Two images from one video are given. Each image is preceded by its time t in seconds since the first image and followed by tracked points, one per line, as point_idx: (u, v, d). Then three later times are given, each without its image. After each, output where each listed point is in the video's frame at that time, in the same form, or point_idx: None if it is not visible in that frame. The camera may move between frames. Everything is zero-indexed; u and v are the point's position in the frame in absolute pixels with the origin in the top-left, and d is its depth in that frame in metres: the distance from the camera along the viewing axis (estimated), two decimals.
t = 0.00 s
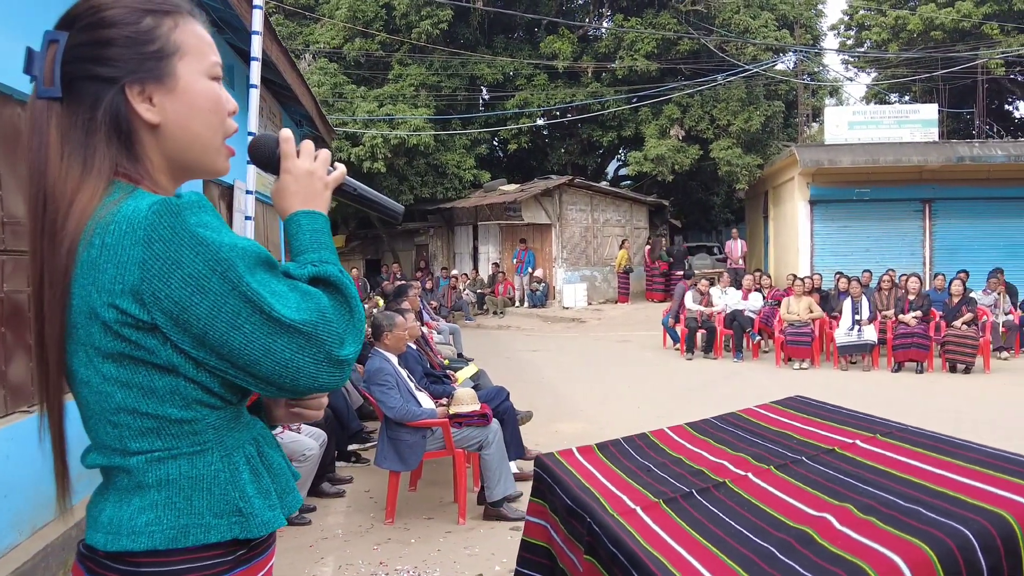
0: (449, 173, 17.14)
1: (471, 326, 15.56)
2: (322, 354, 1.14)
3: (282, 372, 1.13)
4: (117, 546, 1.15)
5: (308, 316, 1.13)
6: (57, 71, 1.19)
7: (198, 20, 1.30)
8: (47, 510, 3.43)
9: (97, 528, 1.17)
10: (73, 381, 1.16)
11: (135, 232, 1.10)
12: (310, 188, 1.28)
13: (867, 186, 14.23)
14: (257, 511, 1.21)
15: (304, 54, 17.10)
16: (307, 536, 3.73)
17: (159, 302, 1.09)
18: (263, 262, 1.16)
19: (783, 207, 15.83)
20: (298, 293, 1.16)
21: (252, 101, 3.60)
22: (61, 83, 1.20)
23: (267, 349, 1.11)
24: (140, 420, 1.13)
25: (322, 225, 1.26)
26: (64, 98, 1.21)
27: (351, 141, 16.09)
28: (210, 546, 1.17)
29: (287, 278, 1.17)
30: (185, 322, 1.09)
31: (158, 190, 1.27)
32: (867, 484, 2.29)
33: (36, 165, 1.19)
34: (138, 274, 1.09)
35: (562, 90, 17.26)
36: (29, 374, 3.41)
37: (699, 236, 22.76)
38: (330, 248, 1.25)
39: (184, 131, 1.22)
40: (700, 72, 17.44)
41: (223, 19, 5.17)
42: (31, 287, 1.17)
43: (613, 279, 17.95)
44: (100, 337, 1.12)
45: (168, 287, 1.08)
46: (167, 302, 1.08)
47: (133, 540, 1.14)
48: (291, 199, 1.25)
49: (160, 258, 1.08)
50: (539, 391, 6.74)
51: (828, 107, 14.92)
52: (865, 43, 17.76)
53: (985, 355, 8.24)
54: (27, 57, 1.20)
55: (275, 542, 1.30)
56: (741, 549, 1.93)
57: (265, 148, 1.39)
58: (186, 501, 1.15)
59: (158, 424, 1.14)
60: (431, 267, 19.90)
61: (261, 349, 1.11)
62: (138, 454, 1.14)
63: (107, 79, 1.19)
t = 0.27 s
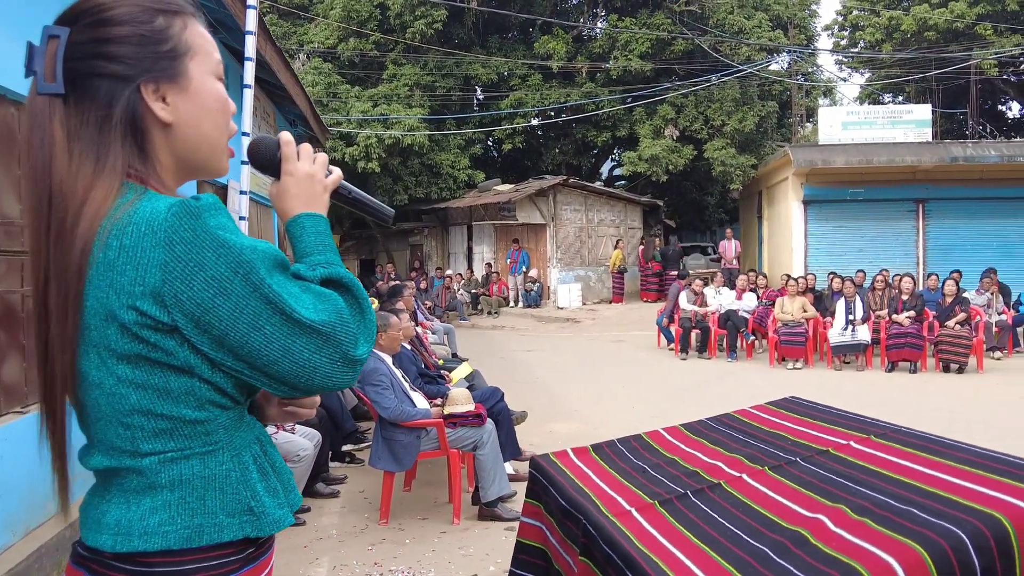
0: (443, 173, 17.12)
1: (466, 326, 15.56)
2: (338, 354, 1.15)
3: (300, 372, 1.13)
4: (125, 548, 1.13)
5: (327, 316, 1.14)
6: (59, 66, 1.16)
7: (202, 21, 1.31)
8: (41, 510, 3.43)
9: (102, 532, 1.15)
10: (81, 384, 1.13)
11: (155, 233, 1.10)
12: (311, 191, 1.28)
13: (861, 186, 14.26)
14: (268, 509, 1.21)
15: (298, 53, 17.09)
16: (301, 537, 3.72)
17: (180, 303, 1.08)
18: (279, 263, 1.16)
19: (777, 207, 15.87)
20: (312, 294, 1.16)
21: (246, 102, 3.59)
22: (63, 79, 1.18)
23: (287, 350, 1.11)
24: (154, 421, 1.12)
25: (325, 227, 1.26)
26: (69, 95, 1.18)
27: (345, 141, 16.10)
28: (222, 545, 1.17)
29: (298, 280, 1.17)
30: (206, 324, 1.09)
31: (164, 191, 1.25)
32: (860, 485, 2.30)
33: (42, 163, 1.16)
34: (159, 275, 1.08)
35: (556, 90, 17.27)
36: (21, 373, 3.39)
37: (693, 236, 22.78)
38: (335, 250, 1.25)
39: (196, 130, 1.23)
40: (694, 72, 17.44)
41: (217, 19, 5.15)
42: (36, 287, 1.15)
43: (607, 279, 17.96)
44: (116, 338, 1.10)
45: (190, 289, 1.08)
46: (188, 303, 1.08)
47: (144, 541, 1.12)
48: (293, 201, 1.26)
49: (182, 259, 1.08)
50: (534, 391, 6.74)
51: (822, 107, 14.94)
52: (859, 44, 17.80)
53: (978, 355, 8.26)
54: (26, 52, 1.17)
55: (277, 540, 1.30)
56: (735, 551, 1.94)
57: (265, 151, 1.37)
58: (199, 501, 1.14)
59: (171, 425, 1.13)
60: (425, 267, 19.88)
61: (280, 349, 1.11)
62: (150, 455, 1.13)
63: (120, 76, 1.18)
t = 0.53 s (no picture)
0: (438, 173, 17.11)
1: (460, 326, 15.56)
2: (352, 349, 1.16)
3: (318, 369, 1.14)
4: (135, 551, 1.10)
5: (347, 313, 1.16)
6: (68, 62, 1.12)
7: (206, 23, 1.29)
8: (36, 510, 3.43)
9: (105, 536, 1.11)
10: (93, 388, 1.08)
11: (181, 231, 1.09)
12: (301, 193, 1.29)
13: (856, 187, 14.28)
14: (276, 506, 1.21)
15: (293, 53, 17.09)
16: (296, 538, 3.72)
17: (209, 304, 1.08)
18: (297, 262, 1.16)
19: (771, 207, 15.90)
20: (326, 292, 1.17)
21: (240, 101, 3.58)
22: (72, 74, 1.12)
23: (310, 347, 1.12)
24: (172, 421, 1.10)
25: (317, 227, 1.27)
26: (78, 90, 1.13)
27: (339, 141, 16.11)
28: (232, 544, 1.16)
29: (308, 278, 1.17)
30: (233, 323, 1.09)
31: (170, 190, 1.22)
32: (857, 487, 2.30)
33: (53, 160, 1.10)
34: (188, 275, 1.07)
35: (551, 90, 17.27)
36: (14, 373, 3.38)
37: (688, 236, 22.79)
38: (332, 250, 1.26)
39: (209, 131, 1.23)
40: (689, 72, 17.47)
41: (211, 19, 5.13)
42: (43, 289, 1.07)
43: (602, 279, 17.96)
44: (137, 337, 1.08)
45: (219, 287, 1.07)
46: (216, 301, 1.07)
47: (156, 542, 1.11)
48: (284, 202, 1.25)
49: (210, 258, 1.07)
50: (529, 391, 6.74)
51: (817, 107, 14.95)
52: (853, 44, 17.86)
53: (972, 354, 8.29)
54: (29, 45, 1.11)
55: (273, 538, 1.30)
56: (733, 553, 1.93)
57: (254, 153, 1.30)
58: (213, 498, 1.13)
59: (188, 424, 1.11)
60: (420, 267, 19.87)
61: (302, 346, 1.12)
62: (164, 455, 1.11)
63: (142, 74, 1.15)
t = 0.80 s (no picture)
0: (433, 173, 17.10)
1: (456, 326, 15.56)
2: (353, 352, 1.16)
3: (322, 372, 1.14)
4: (136, 555, 1.09)
5: (350, 316, 1.17)
6: (70, 57, 1.10)
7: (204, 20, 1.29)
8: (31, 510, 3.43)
9: (105, 540, 1.10)
10: (102, 394, 1.06)
11: (192, 236, 1.08)
12: (289, 196, 1.29)
13: (851, 186, 14.29)
14: (275, 508, 1.21)
15: (288, 53, 17.08)
16: (291, 538, 3.72)
17: (220, 308, 1.07)
18: (301, 265, 1.16)
19: (766, 207, 15.92)
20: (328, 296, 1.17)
21: (235, 101, 3.56)
22: (75, 69, 1.11)
23: (316, 351, 1.12)
24: (175, 425, 1.09)
25: (306, 229, 1.27)
26: (80, 85, 1.12)
27: (335, 141, 16.11)
28: (231, 547, 1.16)
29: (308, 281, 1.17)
30: (242, 327, 1.09)
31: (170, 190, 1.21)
32: (855, 488, 2.31)
33: (60, 159, 1.08)
34: (199, 279, 1.07)
35: (547, 90, 17.27)
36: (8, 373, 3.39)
37: (684, 236, 22.80)
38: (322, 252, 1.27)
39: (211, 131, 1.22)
40: (684, 72, 17.48)
41: (206, 18, 5.12)
42: (47, 292, 1.04)
43: (598, 279, 17.97)
44: (143, 341, 1.06)
45: (230, 292, 1.07)
46: (227, 306, 1.07)
47: (157, 546, 1.10)
48: (273, 205, 1.25)
49: (222, 262, 1.07)
50: (525, 391, 6.74)
51: (812, 107, 14.96)
52: (848, 44, 17.89)
53: (967, 354, 8.30)
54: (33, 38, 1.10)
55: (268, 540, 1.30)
56: (730, 555, 1.93)
57: (237, 155, 1.28)
58: (215, 501, 1.13)
59: (191, 428, 1.11)
60: (416, 267, 19.86)
61: (308, 350, 1.12)
62: (167, 459, 1.10)
63: (147, 73, 1.13)
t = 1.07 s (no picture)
0: (429, 173, 17.10)
1: (452, 326, 15.56)
2: (347, 353, 1.16)
3: (316, 373, 1.14)
4: (130, 556, 1.09)
5: (344, 316, 1.17)
6: (64, 58, 1.10)
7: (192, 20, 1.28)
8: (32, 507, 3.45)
9: (99, 541, 1.10)
10: (101, 393, 1.05)
11: (190, 236, 1.08)
12: (278, 198, 1.29)
13: (846, 187, 14.32)
14: (267, 508, 1.21)
15: (283, 53, 17.05)
16: (286, 539, 3.71)
17: (217, 308, 1.07)
18: (295, 265, 1.16)
19: (761, 207, 15.94)
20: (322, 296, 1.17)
21: (230, 101, 3.57)
22: (69, 70, 1.11)
23: (311, 351, 1.12)
24: (170, 426, 1.09)
25: (294, 230, 1.27)
26: (74, 86, 1.11)
27: (330, 141, 16.08)
28: (225, 546, 1.16)
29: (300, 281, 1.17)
30: (238, 327, 1.09)
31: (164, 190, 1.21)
32: (850, 491, 2.31)
33: (57, 160, 1.07)
34: (197, 280, 1.07)
35: (542, 90, 17.26)
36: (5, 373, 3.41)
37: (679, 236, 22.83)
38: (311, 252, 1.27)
39: (202, 133, 1.22)
40: (680, 72, 17.48)
41: (200, 18, 5.09)
42: (42, 287, 1.04)
43: (594, 279, 17.98)
44: (139, 341, 1.06)
45: (227, 292, 1.07)
46: (224, 307, 1.07)
47: (152, 547, 1.09)
48: (262, 207, 1.26)
49: (220, 263, 1.07)
50: (520, 391, 6.74)
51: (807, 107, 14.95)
52: (843, 45, 17.93)
53: (962, 354, 8.33)
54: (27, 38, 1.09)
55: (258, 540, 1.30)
56: (726, 558, 1.94)
57: (226, 158, 1.27)
58: (209, 501, 1.13)
59: (185, 428, 1.10)
60: (411, 267, 19.84)
61: (303, 351, 1.12)
62: (161, 460, 1.09)
63: (141, 75, 1.13)
